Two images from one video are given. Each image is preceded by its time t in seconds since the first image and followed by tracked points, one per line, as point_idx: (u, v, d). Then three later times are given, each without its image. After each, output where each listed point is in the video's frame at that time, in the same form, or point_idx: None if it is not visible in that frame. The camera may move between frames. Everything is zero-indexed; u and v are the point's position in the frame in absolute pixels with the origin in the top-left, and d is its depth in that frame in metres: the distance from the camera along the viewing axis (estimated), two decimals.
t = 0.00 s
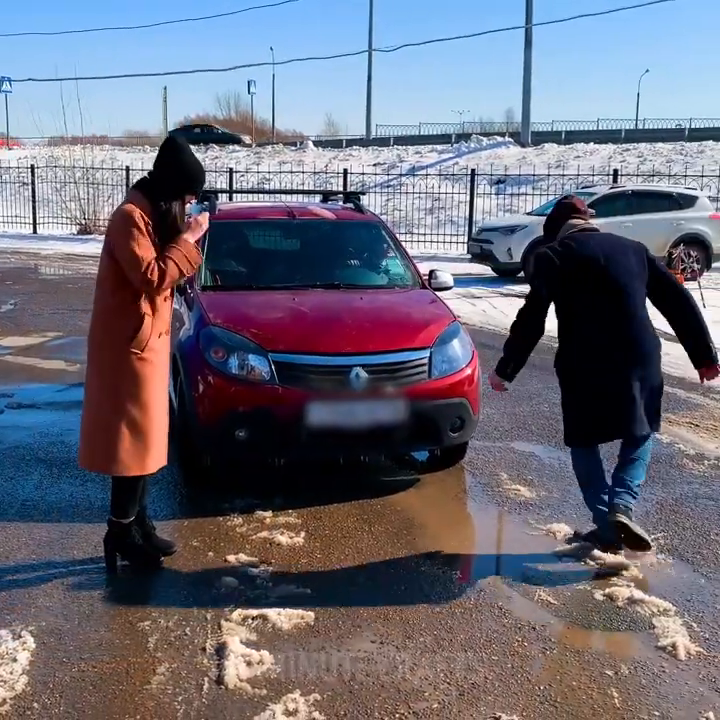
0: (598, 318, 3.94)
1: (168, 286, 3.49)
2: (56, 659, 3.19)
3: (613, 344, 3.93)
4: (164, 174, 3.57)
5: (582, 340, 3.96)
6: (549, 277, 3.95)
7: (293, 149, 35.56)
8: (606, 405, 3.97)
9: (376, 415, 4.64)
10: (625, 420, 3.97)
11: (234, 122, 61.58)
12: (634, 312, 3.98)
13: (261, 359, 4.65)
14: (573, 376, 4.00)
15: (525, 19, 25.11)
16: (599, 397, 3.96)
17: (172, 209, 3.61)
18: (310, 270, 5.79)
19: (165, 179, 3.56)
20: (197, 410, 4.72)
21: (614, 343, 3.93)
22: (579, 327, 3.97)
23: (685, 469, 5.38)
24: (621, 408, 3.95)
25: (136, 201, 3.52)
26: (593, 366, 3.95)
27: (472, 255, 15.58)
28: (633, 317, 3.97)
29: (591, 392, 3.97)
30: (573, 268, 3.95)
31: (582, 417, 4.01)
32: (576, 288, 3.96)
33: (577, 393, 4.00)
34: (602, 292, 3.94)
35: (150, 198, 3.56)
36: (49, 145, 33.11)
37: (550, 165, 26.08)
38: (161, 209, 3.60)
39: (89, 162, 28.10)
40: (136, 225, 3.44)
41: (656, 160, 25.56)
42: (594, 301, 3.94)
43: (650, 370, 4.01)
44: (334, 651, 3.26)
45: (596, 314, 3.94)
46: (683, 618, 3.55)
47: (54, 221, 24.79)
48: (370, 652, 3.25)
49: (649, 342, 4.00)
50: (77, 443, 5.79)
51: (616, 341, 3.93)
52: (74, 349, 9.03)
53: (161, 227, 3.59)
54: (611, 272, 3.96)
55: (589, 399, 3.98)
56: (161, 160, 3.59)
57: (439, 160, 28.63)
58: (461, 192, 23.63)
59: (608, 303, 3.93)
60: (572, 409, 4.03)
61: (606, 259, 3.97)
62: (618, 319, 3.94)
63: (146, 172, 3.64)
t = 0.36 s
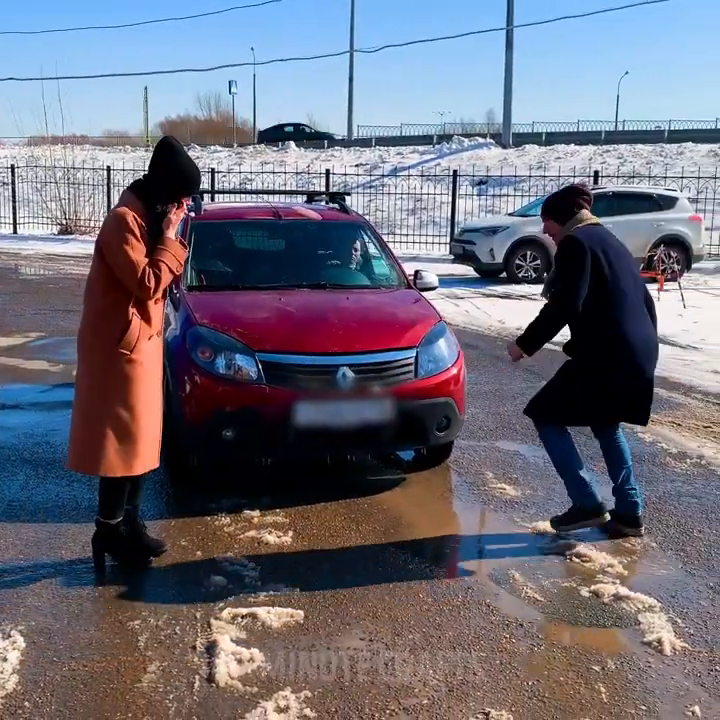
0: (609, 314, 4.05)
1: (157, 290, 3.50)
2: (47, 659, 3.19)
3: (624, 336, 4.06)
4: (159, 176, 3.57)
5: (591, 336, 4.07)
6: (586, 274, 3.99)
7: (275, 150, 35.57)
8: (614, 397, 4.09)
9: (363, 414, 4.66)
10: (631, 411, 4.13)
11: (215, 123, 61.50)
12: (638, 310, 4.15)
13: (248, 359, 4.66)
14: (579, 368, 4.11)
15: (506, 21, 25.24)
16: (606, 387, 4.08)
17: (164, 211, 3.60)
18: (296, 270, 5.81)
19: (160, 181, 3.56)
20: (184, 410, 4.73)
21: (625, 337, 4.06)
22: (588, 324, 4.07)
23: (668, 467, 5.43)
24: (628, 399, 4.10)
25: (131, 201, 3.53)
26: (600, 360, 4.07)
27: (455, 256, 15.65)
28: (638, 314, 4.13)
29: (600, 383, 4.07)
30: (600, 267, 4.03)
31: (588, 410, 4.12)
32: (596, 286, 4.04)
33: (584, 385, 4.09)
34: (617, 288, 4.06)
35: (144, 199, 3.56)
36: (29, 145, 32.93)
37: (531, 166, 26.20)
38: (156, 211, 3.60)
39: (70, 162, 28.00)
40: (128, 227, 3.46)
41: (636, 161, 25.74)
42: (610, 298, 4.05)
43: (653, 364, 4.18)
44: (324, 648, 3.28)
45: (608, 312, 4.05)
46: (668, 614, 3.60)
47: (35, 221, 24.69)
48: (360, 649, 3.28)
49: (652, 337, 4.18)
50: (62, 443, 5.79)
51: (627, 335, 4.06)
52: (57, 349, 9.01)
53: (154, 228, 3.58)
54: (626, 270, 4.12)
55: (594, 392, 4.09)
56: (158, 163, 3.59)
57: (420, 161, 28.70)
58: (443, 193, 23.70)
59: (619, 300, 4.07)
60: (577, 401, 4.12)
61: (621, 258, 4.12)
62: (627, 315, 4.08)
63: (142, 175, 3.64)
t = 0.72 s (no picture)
0: (588, 313, 4.01)
1: (161, 295, 3.53)
2: (47, 659, 3.21)
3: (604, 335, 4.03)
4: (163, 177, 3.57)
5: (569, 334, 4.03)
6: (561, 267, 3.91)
7: (263, 152, 35.59)
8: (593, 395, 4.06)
9: (358, 415, 4.69)
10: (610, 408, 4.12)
11: (202, 125, 61.48)
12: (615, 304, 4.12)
13: (242, 359, 4.68)
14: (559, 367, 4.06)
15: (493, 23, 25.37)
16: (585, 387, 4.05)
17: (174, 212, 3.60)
18: (289, 272, 5.83)
19: (166, 183, 3.55)
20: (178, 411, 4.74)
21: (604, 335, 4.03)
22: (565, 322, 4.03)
23: (659, 466, 5.48)
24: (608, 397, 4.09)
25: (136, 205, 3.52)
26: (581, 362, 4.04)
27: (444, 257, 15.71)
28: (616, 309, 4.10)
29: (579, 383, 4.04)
30: (577, 263, 3.97)
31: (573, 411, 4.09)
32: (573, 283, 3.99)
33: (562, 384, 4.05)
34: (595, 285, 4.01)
35: (150, 202, 3.55)
36: (16, 148, 32.84)
37: (518, 167, 26.31)
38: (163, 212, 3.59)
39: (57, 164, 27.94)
40: (131, 231, 3.46)
41: (623, 162, 25.86)
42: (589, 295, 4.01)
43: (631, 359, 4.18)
44: (323, 647, 3.30)
45: (586, 309, 4.01)
46: (663, 611, 3.63)
47: (22, 224, 24.63)
48: (358, 647, 3.30)
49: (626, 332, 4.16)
50: (56, 445, 5.79)
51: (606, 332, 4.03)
52: (48, 351, 9.00)
53: (162, 229, 3.60)
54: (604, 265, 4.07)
55: (572, 391, 4.05)
56: (161, 163, 3.58)
57: (408, 163, 28.77)
58: (430, 194, 23.77)
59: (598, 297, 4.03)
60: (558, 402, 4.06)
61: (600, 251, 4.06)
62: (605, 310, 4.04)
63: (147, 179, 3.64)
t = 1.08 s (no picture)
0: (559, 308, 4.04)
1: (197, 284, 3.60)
2: (50, 652, 3.23)
3: (578, 324, 4.05)
4: (180, 173, 3.62)
5: (541, 325, 4.06)
6: (518, 262, 3.95)
7: (254, 148, 35.56)
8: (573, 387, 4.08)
9: (355, 408, 4.71)
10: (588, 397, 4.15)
11: (193, 122, 61.34)
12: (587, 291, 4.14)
13: (241, 354, 4.71)
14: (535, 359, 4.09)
15: (484, 18, 25.41)
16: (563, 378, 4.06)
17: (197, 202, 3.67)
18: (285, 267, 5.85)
19: (183, 178, 3.61)
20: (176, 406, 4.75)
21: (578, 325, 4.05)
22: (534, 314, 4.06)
23: (655, 457, 5.52)
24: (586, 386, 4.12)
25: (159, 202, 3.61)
26: (566, 358, 4.04)
27: (437, 252, 15.73)
28: (588, 297, 4.13)
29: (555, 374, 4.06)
30: (542, 255, 3.99)
31: (565, 409, 4.09)
32: (539, 275, 4.01)
33: (539, 376, 4.08)
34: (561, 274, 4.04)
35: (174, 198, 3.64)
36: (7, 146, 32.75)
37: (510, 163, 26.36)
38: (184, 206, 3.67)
39: (49, 162, 27.88)
40: (164, 219, 3.56)
41: (615, 157, 25.92)
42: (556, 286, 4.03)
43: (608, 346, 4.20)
44: (323, 637, 3.33)
45: (556, 299, 4.03)
46: (659, 599, 3.67)
47: (14, 221, 24.60)
48: (359, 638, 3.33)
49: (604, 318, 4.19)
50: (54, 441, 5.81)
51: (580, 322, 4.05)
52: (43, 349, 9.00)
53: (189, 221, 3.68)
54: (569, 255, 4.09)
55: (557, 386, 4.06)
56: (177, 160, 3.65)
57: (401, 158, 28.79)
58: (423, 189, 23.79)
59: (567, 286, 4.05)
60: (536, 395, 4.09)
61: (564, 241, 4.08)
62: (575, 299, 4.07)
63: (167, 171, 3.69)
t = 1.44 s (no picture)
0: (540, 294, 4.03)
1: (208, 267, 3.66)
2: (44, 641, 3.24)
3: (561, 311, 4.04)
4: (191, 169, 3.65)
5: (522, 312, 4.06)
6: (493, 249, 3.95)
7: (246, 139, 35.46)
8: (556, 374, 4.09)
9: (348, 398, 4.72)
10: (574, 381, 4.17)
11: (186, 113, 61.14)
12: (567, 275, 4.13)
13: (233, 343, 4.72)
14: (516, 346, 4.11)
15: (477, 8, 25.37)
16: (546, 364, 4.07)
17: (204, 199, 3.71)
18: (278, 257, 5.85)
19: (193, 172, 3.64)
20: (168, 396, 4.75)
21: (561, 310, 4.04)
22: (513, 299, 4.07)
23: (647, 446, 5.54)
24: (572, 371, 4.13)
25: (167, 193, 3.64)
26: (552, 346, 4.05)
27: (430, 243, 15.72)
28: (570, 282, 4.12)
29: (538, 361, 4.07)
30: (520, 242, 3.98)
31: (553, 396, 4.12)
32: (516, 262, 4.00)
33: (521, 364, 4.10)
34: (540, 260, 4.03)
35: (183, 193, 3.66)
36: None
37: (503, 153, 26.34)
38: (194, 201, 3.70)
39: (41, 153, 27.77)
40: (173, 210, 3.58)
41: (607, 147, 25.92)
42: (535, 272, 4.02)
43: (594, 330, 4.20)
44: (317, 625, 3.35)
45: (537, 285, 4.03)
46: (651, 586, 3.69)
47: (6, 213, 24.52)
48: (352, 625, 3.35)
49: (588, 301, 4.18)
50: (47, 432, 5.81)
51: (562, 307, 4.05)
52: (36, 340, 8.99)
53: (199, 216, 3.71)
54: (546, 240, 4.07)
55: (544, 373, 4.09)
56: (188, 157, 3.69)
57: (394, 149, 28.75)
58: (416, 179, 23.77)
59: (547, 273, 4.05)
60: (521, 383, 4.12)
61: (540, 227, 4.06)
62: (556, 284, 4.06)
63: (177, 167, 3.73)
